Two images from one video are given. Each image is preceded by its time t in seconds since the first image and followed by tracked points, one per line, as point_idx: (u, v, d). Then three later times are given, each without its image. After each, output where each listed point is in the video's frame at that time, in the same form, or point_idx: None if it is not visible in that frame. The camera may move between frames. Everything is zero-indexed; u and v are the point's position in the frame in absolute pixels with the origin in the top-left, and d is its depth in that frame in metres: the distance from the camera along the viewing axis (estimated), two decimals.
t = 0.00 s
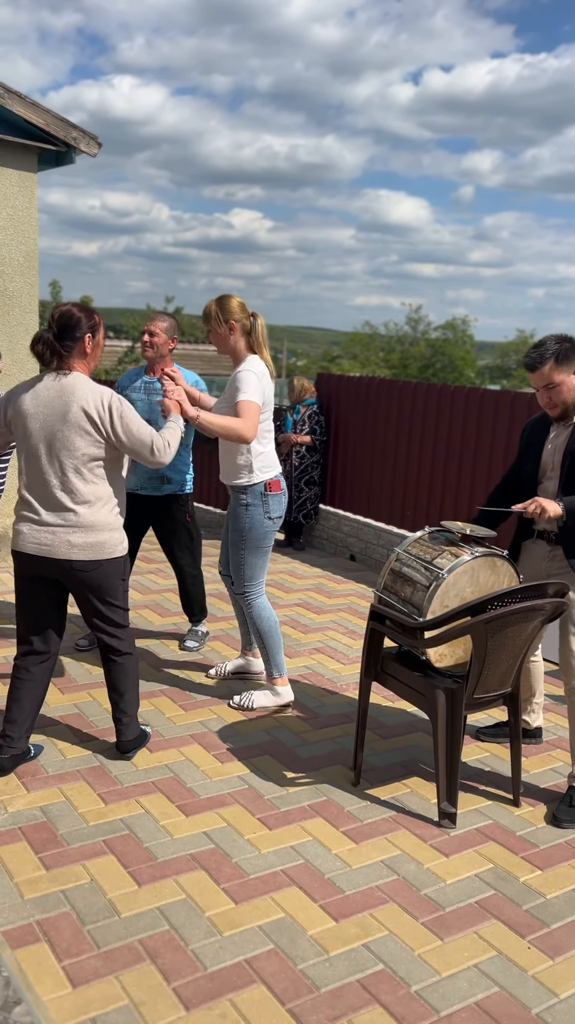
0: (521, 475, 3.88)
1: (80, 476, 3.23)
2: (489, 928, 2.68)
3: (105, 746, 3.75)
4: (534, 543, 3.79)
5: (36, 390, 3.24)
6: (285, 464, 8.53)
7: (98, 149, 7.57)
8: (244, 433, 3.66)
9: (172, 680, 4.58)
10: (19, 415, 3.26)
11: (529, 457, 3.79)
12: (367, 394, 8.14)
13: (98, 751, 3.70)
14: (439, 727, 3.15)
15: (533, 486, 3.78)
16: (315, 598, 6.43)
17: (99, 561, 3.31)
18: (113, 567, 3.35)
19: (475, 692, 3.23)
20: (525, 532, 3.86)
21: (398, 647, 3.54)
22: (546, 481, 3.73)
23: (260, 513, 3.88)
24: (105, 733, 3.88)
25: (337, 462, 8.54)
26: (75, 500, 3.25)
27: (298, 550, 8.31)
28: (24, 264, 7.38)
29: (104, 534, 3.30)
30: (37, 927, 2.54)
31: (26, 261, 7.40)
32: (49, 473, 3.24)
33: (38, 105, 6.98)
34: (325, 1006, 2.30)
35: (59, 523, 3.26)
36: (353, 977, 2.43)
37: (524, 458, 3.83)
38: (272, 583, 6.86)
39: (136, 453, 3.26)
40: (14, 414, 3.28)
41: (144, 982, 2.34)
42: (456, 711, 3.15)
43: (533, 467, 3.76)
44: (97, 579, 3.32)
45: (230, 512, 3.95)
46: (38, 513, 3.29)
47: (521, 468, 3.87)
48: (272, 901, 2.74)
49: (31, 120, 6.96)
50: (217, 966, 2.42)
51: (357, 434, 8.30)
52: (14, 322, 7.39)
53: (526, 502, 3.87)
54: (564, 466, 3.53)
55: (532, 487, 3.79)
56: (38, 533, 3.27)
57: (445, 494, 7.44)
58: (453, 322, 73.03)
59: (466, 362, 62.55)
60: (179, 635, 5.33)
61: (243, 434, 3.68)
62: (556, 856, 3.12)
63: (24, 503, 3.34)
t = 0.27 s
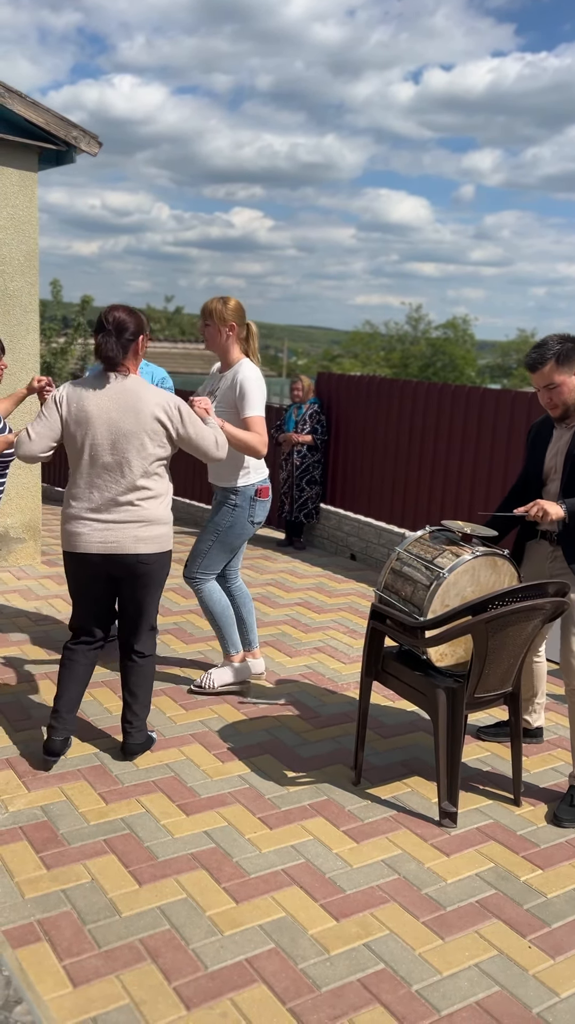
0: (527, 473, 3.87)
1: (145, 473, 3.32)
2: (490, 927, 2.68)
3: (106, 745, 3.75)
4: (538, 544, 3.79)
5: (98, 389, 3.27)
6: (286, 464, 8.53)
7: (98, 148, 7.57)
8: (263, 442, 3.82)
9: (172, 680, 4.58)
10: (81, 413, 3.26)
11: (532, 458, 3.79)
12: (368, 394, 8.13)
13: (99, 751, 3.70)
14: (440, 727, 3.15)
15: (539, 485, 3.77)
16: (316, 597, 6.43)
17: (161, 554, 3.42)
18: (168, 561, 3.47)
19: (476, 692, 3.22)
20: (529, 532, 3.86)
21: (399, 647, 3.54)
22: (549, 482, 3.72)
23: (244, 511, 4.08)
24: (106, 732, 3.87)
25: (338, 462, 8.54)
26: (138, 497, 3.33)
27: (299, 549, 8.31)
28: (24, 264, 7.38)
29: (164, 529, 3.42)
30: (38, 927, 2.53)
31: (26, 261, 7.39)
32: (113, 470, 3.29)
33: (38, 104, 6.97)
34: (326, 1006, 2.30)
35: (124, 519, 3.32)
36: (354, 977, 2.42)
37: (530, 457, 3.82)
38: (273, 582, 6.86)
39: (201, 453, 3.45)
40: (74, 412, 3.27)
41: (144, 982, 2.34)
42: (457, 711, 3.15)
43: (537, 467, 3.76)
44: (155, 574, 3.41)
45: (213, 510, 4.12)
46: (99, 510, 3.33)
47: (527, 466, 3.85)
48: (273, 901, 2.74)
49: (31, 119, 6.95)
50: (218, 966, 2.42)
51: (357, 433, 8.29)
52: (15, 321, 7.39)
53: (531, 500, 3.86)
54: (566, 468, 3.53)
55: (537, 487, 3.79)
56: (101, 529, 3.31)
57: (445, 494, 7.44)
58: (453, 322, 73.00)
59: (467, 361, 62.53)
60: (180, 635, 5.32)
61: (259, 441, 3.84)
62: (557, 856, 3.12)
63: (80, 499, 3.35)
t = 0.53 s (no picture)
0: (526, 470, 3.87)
1: (179, 471, 3.43)
2: (489, 927, 2.68)
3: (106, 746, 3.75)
4: (538, 543, 3.79)
5: (134, 390, 3.33)
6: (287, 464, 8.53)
7: (97, 148, 7.56)
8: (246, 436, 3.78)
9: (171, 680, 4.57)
10: (119, 414, 3.30)
11: (533, 455, 3.79)
12: (367, 394, 8.13)
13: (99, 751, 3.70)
14: (440, 727, 3.15)
15: (539, 483, 3.77)
16: (315, 597, 6.44)
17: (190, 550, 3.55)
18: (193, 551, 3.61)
19: (476, 691, 3.23)
20: (529, 531, 3.86)
21: (399, 647, 3.54)
22: (550, 481, 3.72)
23: (232, 511, 4.08)
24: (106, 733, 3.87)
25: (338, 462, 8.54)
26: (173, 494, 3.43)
27: (298, 549, 8.31)
28: (23, 264, 7.37)
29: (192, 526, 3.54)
30: (38, 927, 2.53)
31: (26, 261, 7.39)
32: (151, 473, 3.36)
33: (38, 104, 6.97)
34: (326, 1006, 2.30)
35: (160, 516, 3.40)
36: (354, 976, 2.42)
37: (530, 455, 3.81)
38: (272, 582, 6.86)
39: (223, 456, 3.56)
40: (110, 412, 3.30)
41: (144, 982, 2.34)
42: (456, 710, 3.15)
43: (538, 467, 3.75)
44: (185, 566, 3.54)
45: (199, 505, 4.09)
46: (136, 508, 3.38)
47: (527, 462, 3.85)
48: (273, 900, 2.74)
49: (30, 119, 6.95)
50: (218, 966, 2.42)
51: (357, 433, 8.29)
52: (14, 321, 7.38)
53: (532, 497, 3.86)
54: (566, 468, 3.53)
55: (538, 487, 3.79)
56: (139, 528, 3.37)
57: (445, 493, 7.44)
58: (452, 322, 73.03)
59: (466, 361, 62.54)
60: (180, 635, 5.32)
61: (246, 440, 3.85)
62: (556, 856, 3.12)
63: (114, 499, 3.38)
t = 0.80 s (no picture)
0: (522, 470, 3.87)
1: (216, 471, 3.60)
2: (489, 927, 2.68)
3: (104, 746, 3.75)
4: (535, 542, 3.79)
5: (181, 396, 3.45)
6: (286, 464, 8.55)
7: (96, 149, 7.56)
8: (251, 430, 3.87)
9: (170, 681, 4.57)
10: (169, 420, 3.40)
11: (529, 455, 3.78)
12: (366, 394, 8.13)
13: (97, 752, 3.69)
14: (438, 727, 3.15)
15: (534, 486, 3.77)
16: (314, 597, 6.44)
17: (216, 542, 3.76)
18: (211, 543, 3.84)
19: (474, 691, 3.23)
20: (525, 532, 3.86)
21: (397, 647, 3.54)
22: (546, 482, 3.73)
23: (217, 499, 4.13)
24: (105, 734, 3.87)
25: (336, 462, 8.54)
26: (209, 492, 3.61)
27: (297, 550, 8.32)
28: (21, 265, 7.37)
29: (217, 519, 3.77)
30: (37, 928, 2.53)
31: (24, 262, 7.39)
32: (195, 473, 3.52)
33: (36, 105, 6.97)
34: (325, 1006, 2.30)
35: (200, 514, 3.58)
36: (353, 976, 2.42)
37: (526, 455, 3.81)
38: (271, 582, 6.86)
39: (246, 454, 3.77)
40: (161, 419, 3.39)
41: (143, 983, 2.34)
42: (455, 710, 3.15)
43: (533, 469, 3.76)
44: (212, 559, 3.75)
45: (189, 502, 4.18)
46: (180, 509, 3.53)
47: (523, 462, 3.84)
48: (272, 901, 2.74)
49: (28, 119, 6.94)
50: (217, 966, 2.42)
51: (355, 433, 8.29)
52: (11, 322, 7.38)
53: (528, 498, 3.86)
54: (564, 470, 3.53)
55: (533, 488, 3.79)
56: (183, 527, 3.53)
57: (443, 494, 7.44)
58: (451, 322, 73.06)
59: (465, 361, 62.56)
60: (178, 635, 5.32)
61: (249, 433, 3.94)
62: (555, 855, 3.12)
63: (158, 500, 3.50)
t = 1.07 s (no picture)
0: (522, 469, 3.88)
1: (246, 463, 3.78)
2: (487, 926, 2.69)
3: (103, 747, 3.75)
4: (535, 543, 3.80)
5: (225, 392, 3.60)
6: (283, 465, 8.55)
7: (93, 150, 7.57)
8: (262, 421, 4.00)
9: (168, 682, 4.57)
10: (216, 414, 3.54)
11: (529, 454, 3.79)
12: (363, 394, 8.14)
13: (96, 753, 3.69)
14: (436, 727, 3.16)
15: (534, 484, 3.78)
16: (312, 597, 6.45)
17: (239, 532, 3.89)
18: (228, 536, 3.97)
19: (472, 691, 3.23)
20: (525, 531, 3.86)
21: (396, 647, 3.55)
22: (546, 481, 3.74)
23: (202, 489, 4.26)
24: (103, 735, 3.87)
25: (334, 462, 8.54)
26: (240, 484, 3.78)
27: (295, 550, 8.32)
28: (19, 266, 7.37)
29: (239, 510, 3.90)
30: (36, 929, 2.53)
31: (21, 263, 7.39)
32: (230, 465, 3.65)
33: (32, 107, 6.97)
34: (324, 1006, 2.30)
35: (235, 506, 3.74)
36: (352, 976, 2.43)
37: (526, 455, 3.82)
38: (269, 583, 6.86)
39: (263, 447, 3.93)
40: (211, 414, 3.52)
41: (142, 983, 2.34)
42: (453, 710, 3.16)
43: (533, 468, 3.76)
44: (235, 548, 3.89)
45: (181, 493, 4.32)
46: (222, 501, 3.67)
47: (523, 461, 3.86)
48: (271, 901, 2.74)
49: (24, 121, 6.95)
50: (216, 966, 2.42)
51: (353, 433, 8.30)
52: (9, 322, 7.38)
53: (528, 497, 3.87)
54: (562, 468, 3.54)
55: (533, 487, 3.80)
56: (225, 517, 3.68)
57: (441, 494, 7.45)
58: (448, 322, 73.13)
59: (462, 361, 62.60)
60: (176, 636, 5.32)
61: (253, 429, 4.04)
62: (553, 855, 3.12)
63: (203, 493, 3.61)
